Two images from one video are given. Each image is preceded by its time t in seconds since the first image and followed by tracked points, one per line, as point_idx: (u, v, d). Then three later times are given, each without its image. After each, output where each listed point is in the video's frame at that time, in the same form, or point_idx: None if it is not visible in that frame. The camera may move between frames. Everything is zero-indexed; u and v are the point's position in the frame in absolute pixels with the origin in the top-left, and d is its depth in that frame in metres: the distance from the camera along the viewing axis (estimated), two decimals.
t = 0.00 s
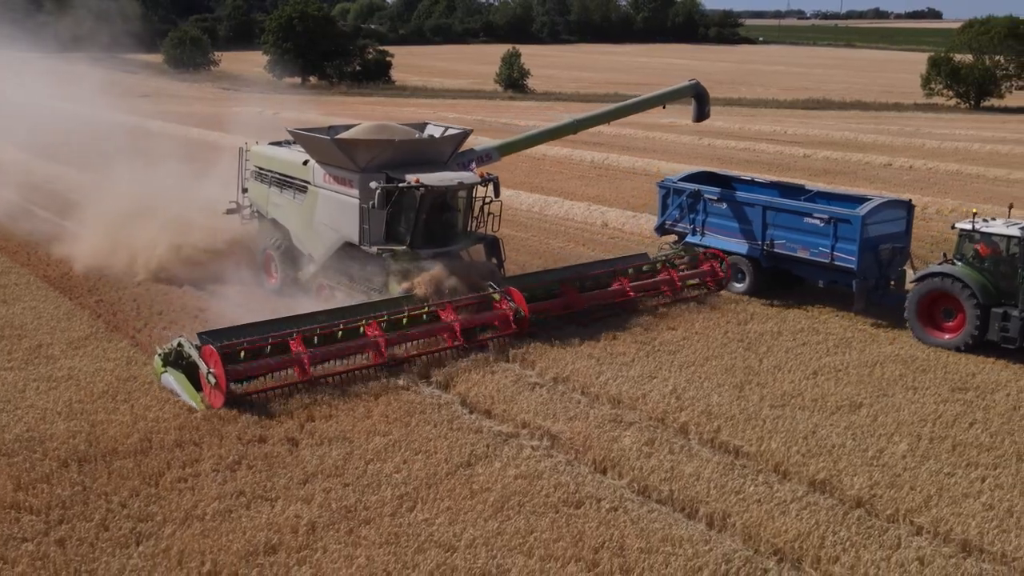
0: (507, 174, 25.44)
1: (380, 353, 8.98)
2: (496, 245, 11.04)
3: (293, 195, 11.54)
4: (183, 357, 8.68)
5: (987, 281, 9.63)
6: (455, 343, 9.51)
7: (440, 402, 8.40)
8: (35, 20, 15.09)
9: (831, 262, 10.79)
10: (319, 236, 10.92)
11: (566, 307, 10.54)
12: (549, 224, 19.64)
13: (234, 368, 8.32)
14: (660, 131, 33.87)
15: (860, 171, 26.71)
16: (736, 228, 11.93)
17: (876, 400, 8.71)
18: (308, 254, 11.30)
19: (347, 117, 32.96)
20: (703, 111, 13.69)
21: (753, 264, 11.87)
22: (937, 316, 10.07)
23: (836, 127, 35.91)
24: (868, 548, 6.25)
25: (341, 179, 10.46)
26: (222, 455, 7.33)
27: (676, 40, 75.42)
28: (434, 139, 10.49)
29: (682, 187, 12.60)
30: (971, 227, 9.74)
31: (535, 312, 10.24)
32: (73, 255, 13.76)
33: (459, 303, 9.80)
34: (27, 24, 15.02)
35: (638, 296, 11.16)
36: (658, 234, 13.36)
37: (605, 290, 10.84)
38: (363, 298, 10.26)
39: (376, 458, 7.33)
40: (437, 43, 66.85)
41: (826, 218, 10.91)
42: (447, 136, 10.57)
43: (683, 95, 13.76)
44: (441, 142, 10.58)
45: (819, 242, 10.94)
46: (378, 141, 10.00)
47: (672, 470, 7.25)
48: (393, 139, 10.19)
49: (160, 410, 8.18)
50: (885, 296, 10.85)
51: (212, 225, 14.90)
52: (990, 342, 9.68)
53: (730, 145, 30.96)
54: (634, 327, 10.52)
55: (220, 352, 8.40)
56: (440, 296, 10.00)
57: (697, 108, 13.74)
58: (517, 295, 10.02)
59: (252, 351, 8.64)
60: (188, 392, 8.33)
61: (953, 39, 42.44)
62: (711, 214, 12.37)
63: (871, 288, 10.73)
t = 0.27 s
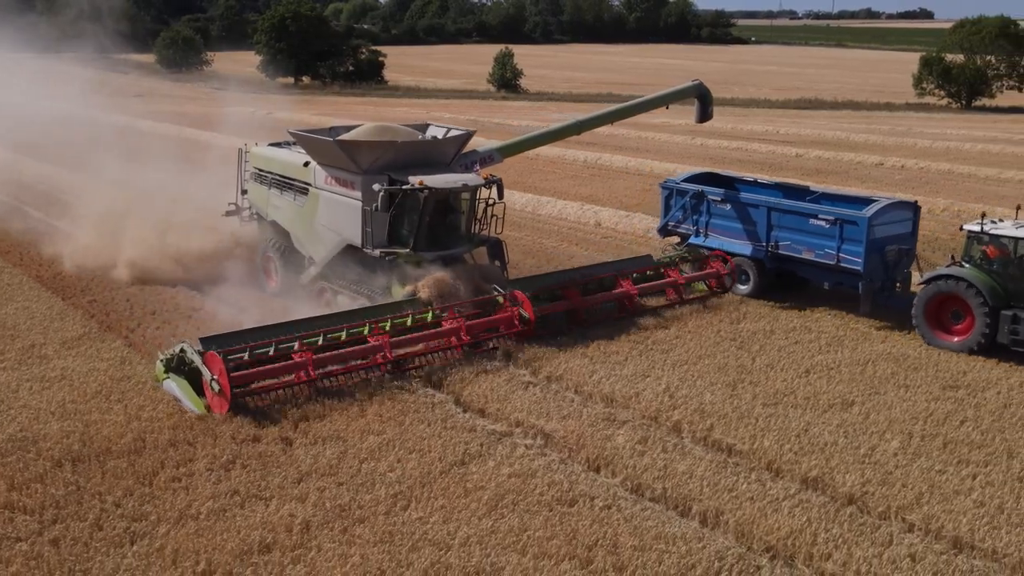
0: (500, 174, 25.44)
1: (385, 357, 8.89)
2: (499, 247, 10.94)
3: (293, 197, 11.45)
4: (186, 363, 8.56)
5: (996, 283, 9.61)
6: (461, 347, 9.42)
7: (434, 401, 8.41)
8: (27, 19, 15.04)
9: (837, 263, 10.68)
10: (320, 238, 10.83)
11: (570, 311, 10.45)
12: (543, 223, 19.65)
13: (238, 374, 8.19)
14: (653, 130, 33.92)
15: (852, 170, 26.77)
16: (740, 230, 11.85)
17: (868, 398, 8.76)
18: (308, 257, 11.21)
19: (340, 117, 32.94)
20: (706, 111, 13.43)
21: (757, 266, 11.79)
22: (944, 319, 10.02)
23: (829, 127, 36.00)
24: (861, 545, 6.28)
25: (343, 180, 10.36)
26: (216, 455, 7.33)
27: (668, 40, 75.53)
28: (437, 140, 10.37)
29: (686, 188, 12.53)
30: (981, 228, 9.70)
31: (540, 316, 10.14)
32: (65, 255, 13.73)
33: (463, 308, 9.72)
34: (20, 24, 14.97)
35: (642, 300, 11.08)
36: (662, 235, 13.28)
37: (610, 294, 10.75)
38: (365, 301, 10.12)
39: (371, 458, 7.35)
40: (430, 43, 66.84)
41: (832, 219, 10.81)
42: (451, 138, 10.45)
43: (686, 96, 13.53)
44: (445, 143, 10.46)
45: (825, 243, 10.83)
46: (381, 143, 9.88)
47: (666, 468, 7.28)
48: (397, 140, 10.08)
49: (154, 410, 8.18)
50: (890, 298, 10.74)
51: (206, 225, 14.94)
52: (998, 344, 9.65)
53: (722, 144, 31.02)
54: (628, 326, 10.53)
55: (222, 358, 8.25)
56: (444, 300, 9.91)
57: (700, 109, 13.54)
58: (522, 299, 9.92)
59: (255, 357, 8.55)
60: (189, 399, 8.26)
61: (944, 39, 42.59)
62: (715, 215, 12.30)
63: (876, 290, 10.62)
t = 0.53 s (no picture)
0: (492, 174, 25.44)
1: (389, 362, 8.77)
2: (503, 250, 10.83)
3: (293, 199, 11.31)
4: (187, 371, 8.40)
5: (1004, 285, 9.54)
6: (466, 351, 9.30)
7: (427, 401, 8.41)
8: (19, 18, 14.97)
9: (842, 265, 10.63)
10: (321, 240, 10.70)
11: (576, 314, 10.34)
12: (536, 223, 19.65)
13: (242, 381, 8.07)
14: (645, 130, 33.96)
15: (843, 170, 26.86)
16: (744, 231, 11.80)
17: (859, 396, 8.80)
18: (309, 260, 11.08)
19: (332, 117, 32.89)
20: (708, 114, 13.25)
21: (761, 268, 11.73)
22: (952, 321, 9.97)
23: (820, 127, 36.12)
24: (852, 543, 6.31)
25: (345, 183, 10.27)
26: (209, 455, 7.33)
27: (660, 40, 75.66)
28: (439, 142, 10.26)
29: (689, 189, 12.47)
30: (988, 230, 9.63)
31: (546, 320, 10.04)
32: (56, 256, 13.67)
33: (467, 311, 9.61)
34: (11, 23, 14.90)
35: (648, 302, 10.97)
36: (664, 237, 13.21)
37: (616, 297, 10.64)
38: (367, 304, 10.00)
39: (365, 457, 7.35)
40: (422, 43, 66.81)
41: (837, 220, 10.76)
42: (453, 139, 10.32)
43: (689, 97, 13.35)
44: (447, 145, 10.34)
45: (830, 245, 10.78)
46: (383, 145, 9.77)
47: (658, 467, 7.30)
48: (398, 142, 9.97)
49: (147, 410, 8.17)
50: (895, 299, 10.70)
51: (197, 224, 14.91)
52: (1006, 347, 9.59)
53: (714, 144, 31.08)
54: (622, 326, 10.54)
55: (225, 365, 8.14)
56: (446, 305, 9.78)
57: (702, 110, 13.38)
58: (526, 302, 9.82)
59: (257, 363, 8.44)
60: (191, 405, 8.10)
61: (935, 39, 42.75)
62: (718, 217, 12.25)
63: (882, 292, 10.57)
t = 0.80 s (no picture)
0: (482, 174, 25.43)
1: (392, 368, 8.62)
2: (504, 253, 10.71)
3: (292, 201, 11.06)
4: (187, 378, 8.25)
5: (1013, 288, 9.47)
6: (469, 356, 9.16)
7: (419, 400, 8.41)
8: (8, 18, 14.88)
9: (848, 267, 10.52)
10: (321, 244, 10.47)
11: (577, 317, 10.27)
12: (528, 223, 19.63)
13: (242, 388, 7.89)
14: (636, 130, 33.99)
15: (833, 170, 26.95)
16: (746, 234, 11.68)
17: (849, 395, 8.83)
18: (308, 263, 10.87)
19: (323, 117, 32.84)
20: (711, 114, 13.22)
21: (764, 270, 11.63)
22: (960, 325, 9.89)
23: (810, 126, 36.23)
24: (843, 541, 6.34)
25: (344, 185, 10.05)
26: (200, 456, 7.31)
27: (650, 41, 75.81)
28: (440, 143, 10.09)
29: (690, 192, 12.37)
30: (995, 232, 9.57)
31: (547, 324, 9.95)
32: (46, 257, 13.59)
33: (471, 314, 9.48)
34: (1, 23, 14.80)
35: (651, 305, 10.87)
36: (666, 240, 13.09)
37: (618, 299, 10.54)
38: (369, 309, 9.86)
39: (357, 458, 7.34)
40: (413, 43, 66.77)
41: (841, 223, 10.66)
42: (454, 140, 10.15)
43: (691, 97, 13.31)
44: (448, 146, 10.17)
45: (834, 247, 10.68)
46: (385, 145, 9.60)
47: (650, 467, 7.32)
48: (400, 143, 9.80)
49: (138, 411, 8.14)
50: (901, 302, 10.61)
51: (187, 224, 14.84)
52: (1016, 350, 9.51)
53: (705, 143, 31.13)
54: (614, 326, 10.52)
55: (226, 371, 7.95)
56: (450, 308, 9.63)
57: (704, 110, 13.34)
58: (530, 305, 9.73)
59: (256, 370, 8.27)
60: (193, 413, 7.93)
61: (924, 39, 42.91)
62: (720, 219, 12.14)
63: (889, 294, 10.46)
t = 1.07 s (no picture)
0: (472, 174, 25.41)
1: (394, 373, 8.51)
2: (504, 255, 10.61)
3: (288, 204, 10.98)
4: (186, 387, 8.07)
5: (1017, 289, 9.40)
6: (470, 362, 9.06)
7: (409, 400, 8.40)
8: None
9: (851, 269, 10.43)
10: (318, 247, 10.39)
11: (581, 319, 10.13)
12: (518, 223, 19.62)
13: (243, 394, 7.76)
14: (624, 130, 34.02)
15: (821, 169, 27.03)
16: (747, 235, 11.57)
17: (838, 393, 8.87)
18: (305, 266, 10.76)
19: (311, 117, 32.74)
20: (710, 115, 13.17)
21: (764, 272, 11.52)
22: (964, 327, 9.82)
23: (798, 126, 36.35)
24: (832, 538, 6.37)
25: (343, 187, 9.98)
26: (189, 457, 7.29)
27: (638, 40, 75.91)
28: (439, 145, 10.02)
29: (690, 193, 12.21)
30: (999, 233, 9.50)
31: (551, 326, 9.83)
32: (33, 257, 13.51)
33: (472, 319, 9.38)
34: None
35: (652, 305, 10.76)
36: (663, 241, 12.94)
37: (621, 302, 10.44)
38: (368, 312, 9.74)
39: (347, 458, 7.33)
40: (401, 43, 66.65)
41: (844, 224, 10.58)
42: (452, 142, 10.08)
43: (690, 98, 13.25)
44: (447, 148, 10.09)
45: (837, 249, 10.59)
46: (383, 148, 9.56)
47: (639, 465, 7.33)
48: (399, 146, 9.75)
49: (126, 413, 8.11)
50: (904, 304, 10.54)
51: (173, 225, 14.76)
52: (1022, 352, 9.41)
53: (693, 143, 31.18)
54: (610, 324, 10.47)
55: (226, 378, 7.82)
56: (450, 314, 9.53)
57: (704, 111, 13.29)
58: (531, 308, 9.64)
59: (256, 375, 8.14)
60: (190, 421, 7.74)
61: (910, 38, 43.12)
62: (720, 220, 12.01)
63: (891, 296, 10.41)
